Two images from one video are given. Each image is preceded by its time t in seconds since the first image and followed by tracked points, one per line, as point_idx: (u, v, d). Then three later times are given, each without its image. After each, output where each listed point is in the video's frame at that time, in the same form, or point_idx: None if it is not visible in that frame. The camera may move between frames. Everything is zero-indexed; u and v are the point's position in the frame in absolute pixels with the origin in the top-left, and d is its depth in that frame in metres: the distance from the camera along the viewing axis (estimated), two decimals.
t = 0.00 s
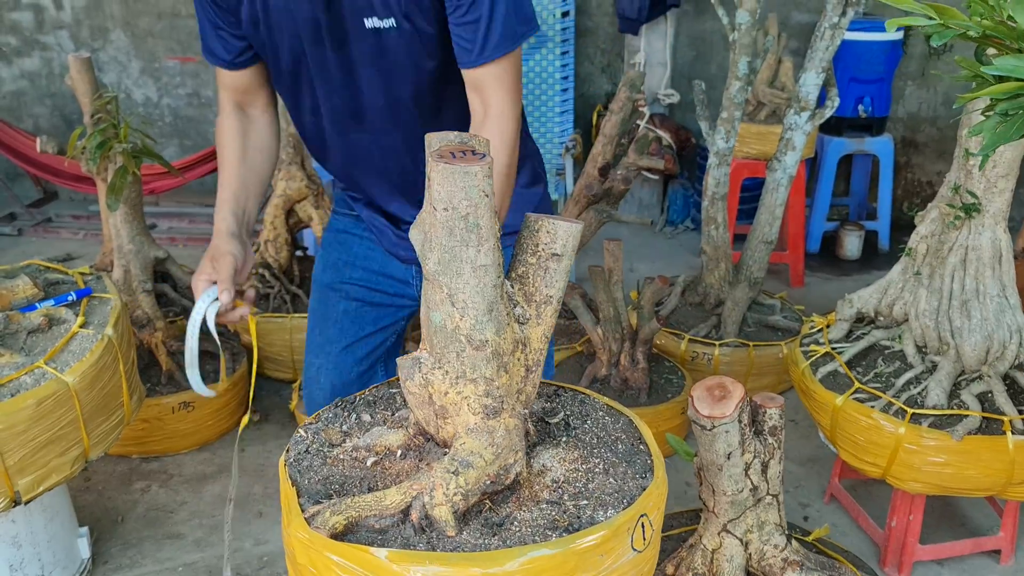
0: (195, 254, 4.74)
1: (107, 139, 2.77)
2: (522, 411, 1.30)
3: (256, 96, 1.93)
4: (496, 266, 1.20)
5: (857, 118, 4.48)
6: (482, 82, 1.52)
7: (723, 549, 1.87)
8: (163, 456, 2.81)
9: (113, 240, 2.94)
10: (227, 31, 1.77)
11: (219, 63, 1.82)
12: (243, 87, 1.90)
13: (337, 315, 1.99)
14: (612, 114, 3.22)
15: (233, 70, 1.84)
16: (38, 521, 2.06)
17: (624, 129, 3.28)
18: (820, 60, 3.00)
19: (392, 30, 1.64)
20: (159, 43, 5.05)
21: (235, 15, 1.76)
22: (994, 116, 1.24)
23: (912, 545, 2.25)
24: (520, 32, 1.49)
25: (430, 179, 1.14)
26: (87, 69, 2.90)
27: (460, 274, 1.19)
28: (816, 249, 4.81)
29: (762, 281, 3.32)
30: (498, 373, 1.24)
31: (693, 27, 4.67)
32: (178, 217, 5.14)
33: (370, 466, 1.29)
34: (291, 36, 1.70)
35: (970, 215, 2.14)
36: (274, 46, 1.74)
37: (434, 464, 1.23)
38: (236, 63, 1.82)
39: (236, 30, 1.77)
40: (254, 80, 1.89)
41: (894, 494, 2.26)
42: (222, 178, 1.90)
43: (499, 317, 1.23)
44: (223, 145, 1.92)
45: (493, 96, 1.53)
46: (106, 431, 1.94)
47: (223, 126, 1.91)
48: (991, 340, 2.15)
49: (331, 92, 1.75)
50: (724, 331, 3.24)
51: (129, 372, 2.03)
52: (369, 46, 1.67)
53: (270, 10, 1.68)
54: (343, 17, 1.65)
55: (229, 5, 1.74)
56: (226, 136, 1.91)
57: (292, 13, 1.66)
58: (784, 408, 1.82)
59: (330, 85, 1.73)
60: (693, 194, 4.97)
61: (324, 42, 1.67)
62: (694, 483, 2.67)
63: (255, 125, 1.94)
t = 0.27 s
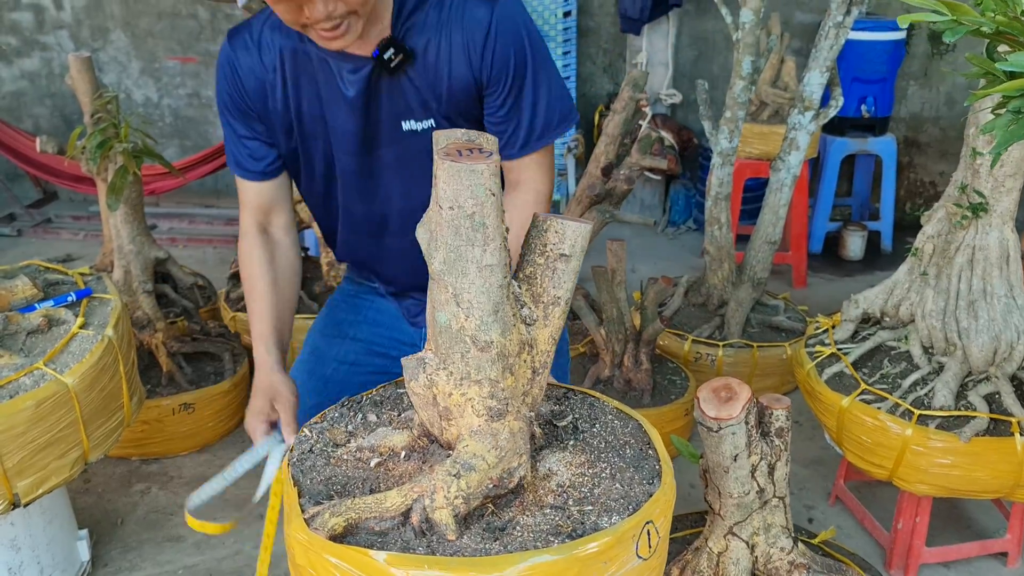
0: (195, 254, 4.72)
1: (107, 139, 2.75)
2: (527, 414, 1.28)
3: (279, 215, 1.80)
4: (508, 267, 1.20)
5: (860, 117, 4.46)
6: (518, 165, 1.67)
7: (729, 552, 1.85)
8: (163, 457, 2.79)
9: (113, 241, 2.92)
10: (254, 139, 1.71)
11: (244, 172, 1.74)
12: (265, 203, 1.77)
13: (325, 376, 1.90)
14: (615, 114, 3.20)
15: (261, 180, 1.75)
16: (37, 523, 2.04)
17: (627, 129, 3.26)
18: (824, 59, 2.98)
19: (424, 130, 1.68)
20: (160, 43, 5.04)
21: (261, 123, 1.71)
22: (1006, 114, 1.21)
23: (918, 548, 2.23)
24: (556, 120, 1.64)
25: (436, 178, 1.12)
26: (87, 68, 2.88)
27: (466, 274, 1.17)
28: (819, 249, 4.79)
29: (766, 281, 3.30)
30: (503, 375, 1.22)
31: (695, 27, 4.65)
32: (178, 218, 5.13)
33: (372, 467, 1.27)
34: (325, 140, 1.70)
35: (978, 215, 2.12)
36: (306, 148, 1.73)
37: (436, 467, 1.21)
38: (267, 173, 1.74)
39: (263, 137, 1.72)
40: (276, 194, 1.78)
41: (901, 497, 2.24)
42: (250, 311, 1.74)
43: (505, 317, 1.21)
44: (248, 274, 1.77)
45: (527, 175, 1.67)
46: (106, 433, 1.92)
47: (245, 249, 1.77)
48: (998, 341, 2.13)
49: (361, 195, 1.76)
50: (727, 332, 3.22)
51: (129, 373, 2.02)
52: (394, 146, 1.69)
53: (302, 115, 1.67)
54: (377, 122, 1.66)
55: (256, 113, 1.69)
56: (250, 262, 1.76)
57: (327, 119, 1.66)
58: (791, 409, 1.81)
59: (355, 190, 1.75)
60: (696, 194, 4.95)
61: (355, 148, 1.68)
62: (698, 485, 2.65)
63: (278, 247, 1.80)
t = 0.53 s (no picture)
0: (188, 254, 4.70)
1: (95, 138, 2.72)
2: (510, 421, 1.25)
3: (300, 305, 1.78)
4: (490, 271, 1.17)
5: (856, 115, 4.44)
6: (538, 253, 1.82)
7: (724, 553, 1.83)
8: (153, 459, 2.76)
9: (102, 240, 2.89)
10: (274, 235, 1.71)
11: (263, 266, 1.71)
12: (287, 294, 1.75)
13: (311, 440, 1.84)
14: (609, 111, 3.18)
15: (280, 275, 1.72)
16: (23, 526, 2.02)
17: (621, 127, 3.24)
18: (819, 55, 2.96)
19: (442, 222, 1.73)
20: (152, 42, 5.01)
21: (281, 219, 1.71)
22: (1002, 107, 1.18)
23: (915, 548, 2.21)
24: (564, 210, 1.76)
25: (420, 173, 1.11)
26: (76, 66, 2.85)
27: (444, 271, 1.16)
28: (815, 247, 4.77)
29: (762, 280, 3.28)
30: (479, 378, 1.20)
31: (690, 24, 4.62)
32: (172, 218, 5.10)
33: (354, 458, 1.29)
34: (340, 236, 1.72)
35: (974, 211, 2.10)
36: (322, 245, 1.74)
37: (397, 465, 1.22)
38: (285, 267, 1.72)
39: (283, 233, 1.72)
40: (295, 288, 1.76)
41: (897, 496, 2.23)
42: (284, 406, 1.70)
43: (484, 318, 1.19)
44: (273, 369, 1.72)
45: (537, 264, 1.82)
46: (92, 435, 1.89)
47: (269, 344, 1.72)
48: (995, 339, 2.11)
49: (378, 286, 1.78)
50: (723, 330, 3.20)
51: (116, 374, 1.99)
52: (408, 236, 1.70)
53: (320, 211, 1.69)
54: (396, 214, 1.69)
55: (277, 208, 1.71)
56: (277, 358, 1.72)
57: (348, 213, 1.69)
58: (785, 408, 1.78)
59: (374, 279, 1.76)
60: (691, 193, 4.93)
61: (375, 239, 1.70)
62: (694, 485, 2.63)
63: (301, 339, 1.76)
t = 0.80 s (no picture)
0: (184, 239, 4.66)
1: (88, 122, 2.68)
2: (484, 417, 1.17)
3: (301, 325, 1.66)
4: (476, 260, 1.11)
5: (857, 97, 4.41)
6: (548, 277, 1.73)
7: (724, 540, 1.82)
8: (150, 446, 2.75)
9: (96, 226, 2.85)
10: (277, 254, 1.58)
11: (266, 287, 1.58)
12: (288, 314, 1.63)
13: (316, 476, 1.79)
14: (607, 94, 3.14)
15: (283, 296, 1.60)
16: (20, 515, 2.00)
17: (620, 109, 3.20)
18: (820, 36, 2.91)
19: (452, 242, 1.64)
20: (146, 25, 4.95)
21: (284, 237, 1.59)
22: (1011, 86, 1.15)
23: (916, 533, 2.21)
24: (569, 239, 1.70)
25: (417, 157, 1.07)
26: (67, 49, 2.81)
27: (430, 254, 1.11)
28: (815, 231, 4.75)
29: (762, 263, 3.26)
30: (452, 366, 1.15)
31: (689, 5, 4.57)
32: (168, 203, 5.06)
33: (358, 424, 1.25)
34: (347, 256, 1.60)
35: (978, 194, 2.07)
36: (327, 266, 1.61)
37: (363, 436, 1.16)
38: (289, 287, 1.59)
39: (287, 252, 1.59)
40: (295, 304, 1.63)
41: (898, 481, 2.22)
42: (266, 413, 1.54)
43: (465, 307, 1.12)
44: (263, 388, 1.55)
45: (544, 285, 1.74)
46: (87, 423, 1.87)
47: (262, 357, 1.57)
48: (998, 323, 2.09)
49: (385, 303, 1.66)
50: (723, 315, 3.18)
51: (110, 361, 1.96)
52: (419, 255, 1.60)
53: (325, 230, 1.58)
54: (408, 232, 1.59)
55: (280, 226, 1.58)
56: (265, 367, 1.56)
57: (356, 232, 1.57)
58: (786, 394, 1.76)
59: (381, 301, 1.66)
60: (691, 176, 4.90)
61: (385, 260, 1.60)
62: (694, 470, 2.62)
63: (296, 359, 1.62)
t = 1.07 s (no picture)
0: (184, 230, 4.65)
1: (87, 114, 2.66)
2: (459, 418, 1.16)
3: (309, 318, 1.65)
4: (466, 261, 1.09)
5: (859, 87, 4.39)
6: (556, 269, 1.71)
7: (726, 534, 1.83)
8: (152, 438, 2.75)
9: (96, 218, 2.84)
10: (282, 249, 1.57)
11: (272, 282, 1.57)
12: (295, 306, 1.61)
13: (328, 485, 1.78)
14: (609, 85, 3.13)
15: (289, 291, 1.59)
16: (22, 508, 2.00)
17: (621, 100, 3.19)
18: (823, 27, 2.89)
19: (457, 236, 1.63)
20: (144, 14, 4.92)
21: (289, 233, 1.58)
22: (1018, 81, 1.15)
23: (916, 526, 2.22)
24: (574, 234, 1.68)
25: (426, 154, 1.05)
26: (66, 40, 2.79)
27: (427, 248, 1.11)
28: (816, 221, 4.74)
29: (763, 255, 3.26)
30: (434, 362, 1.16)
31: None
32: (167, 193, 5.05)
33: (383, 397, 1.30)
34: (351, 251, 1.59)
35: (981, 187, 2.07)
36: (330, 262, 1.61)
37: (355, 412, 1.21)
38: (295, 282, 1.58)
39: (292, 247, 1.59)
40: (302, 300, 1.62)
41: (899, 474, 2.22)
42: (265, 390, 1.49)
43: (451, 305, 1.12)
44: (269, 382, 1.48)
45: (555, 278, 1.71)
46: (89, 417, 1.87)
47: (268, 347, 1.54)
48: (1001, 317, 2.08)
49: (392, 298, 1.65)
50: (724, 307, 3.18)
51: (112, 355, 1.96)
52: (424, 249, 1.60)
53: (330, 225, 1.57)
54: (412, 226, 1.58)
55: (285, 221, 1.58)
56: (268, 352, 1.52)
57: (361, 227, 1.57)
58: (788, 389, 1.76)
59: (387, 296, 1.64)
60: (692, 166, 4.88)
61: (389, 255, 1.59)
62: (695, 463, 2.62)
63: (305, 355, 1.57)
